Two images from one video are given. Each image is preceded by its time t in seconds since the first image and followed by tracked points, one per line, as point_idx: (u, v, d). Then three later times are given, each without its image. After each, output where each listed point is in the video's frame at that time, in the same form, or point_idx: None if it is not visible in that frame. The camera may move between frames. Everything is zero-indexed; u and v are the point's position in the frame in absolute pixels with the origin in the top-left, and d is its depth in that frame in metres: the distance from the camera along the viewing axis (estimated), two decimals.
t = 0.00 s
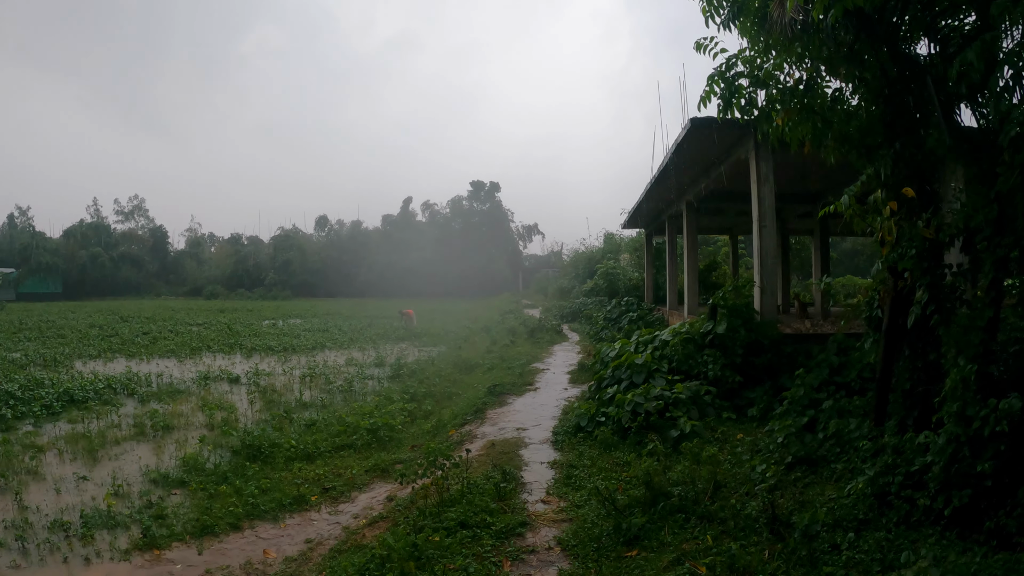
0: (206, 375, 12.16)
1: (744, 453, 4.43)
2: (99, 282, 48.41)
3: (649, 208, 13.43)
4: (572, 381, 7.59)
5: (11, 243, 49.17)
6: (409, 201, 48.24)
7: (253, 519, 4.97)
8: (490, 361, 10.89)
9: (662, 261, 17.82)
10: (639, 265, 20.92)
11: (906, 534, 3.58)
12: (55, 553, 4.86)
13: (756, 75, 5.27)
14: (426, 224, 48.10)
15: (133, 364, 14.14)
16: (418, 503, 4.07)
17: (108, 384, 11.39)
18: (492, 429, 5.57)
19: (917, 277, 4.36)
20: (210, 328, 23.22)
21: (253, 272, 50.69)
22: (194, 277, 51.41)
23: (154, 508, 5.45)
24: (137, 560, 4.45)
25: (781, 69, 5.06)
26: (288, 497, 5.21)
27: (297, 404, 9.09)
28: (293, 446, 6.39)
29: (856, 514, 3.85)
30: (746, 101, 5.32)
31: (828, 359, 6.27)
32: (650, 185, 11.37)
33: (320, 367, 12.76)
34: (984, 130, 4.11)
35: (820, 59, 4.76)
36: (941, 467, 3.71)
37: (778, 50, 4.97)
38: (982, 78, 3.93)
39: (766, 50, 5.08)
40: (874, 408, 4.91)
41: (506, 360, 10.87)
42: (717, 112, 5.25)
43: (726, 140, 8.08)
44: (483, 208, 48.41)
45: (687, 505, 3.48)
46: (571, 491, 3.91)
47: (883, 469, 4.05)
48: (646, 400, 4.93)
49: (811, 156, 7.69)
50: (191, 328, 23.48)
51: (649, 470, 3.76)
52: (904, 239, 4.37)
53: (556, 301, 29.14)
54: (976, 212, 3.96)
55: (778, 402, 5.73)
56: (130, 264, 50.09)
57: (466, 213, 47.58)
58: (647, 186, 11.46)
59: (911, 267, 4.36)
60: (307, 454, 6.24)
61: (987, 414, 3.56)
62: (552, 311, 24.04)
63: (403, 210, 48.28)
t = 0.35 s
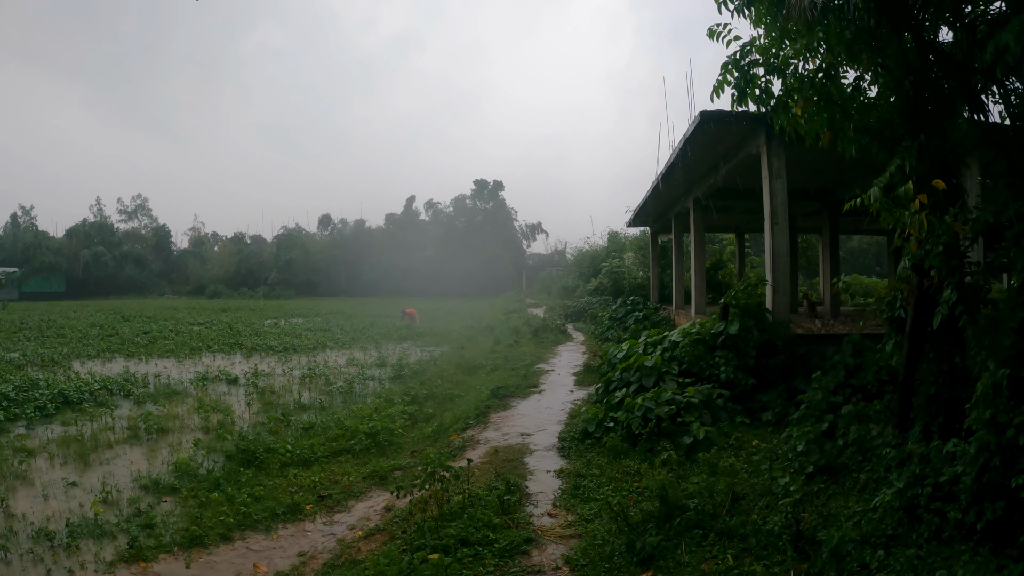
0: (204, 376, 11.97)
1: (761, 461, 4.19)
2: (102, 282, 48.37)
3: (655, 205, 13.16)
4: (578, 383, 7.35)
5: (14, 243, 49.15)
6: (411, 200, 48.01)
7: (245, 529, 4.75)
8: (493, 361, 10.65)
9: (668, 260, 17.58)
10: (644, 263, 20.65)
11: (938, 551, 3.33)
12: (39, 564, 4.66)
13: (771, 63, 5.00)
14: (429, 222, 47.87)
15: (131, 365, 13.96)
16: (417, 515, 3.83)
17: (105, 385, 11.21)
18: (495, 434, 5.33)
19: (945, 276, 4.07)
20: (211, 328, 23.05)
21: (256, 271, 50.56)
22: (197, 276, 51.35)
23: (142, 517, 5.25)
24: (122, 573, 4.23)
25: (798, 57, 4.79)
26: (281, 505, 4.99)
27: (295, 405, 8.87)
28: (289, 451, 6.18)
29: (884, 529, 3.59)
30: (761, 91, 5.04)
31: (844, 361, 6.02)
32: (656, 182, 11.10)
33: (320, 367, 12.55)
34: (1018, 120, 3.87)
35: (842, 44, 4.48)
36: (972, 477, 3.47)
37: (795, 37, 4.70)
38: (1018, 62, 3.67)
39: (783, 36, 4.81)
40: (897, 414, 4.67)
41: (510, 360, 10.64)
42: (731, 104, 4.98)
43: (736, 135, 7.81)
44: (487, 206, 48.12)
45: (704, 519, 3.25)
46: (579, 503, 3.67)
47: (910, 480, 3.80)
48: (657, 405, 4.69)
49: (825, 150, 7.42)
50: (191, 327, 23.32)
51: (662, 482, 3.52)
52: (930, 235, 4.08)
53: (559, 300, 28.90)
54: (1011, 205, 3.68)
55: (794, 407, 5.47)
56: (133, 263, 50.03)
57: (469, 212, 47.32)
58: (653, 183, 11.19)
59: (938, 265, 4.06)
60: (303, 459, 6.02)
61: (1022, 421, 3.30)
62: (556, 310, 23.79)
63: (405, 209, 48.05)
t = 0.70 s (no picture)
0: (203, 378, 11.80)
1: (780, 473, 3.96)
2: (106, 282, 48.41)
3: (662, 204, 12.92)
4: (585, 387, 7.13)
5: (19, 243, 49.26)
6: (415, 200, 47.80)
7: (237, 542, 4.55)
8: (498, 363, 10.44)
9: (675, 260, 17.35)
10: (649, 263, 20.42)
11: (973, 569, 3.03)
12: None
13: (788, 55, 4.79)
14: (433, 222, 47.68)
15: (131, 367, 13.82)
16: (417, 531, 3.62)
17: (103, 388, 11.06)
18: (499, 442, 5.12)
19: (973, 277, 3.79)
20: (214, 328, 22.93)
21: (259, 271, 50.50)
22: (201, 276, 51.35)
23: (133, 528, 5.08)
24: None
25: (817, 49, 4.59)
26: (276, 516, 4.79)
27: (295, 409, 8.68)
28: (286, 458, 5.99)
29: (913, 548, 3.28)
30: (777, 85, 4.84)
31: (861, 365, 5.79)
32: (664, 180, 10.86)
33: (321, 369, 12.36)
34: None
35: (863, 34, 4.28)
36: (1004, 492, 3.23)
37: (812, 26, 4.48)
38: None
39: (801, 27, 4.60)
40: (921, 423, 4.41)
41: (515, 362, 10.43)
42: (747, 97, 4.76)
43: (747, 131, 7.59)
44: (491, 206, 47.90)
45: (723, 538, 3.04)
46: (589, 519, 3.46)
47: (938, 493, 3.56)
48: (669, 412, 4.47)
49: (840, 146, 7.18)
50: (194, 328, 23.19)
51: (677, 498, 3.31)
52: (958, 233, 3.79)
53: (564, 300, 28.70)
54: None
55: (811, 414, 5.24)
56: (137, 264, 50.09)
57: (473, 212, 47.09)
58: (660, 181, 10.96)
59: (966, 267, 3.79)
60: (301, 466, 5.84)
61: None
62: (562, 311, 23.58)
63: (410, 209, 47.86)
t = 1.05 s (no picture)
0: (201, 378, 11.65)
1: (795, 481, 3.75)
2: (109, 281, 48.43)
3: (668, 202, 12.70)
4: (589, 388, 6.93)
5: (22, 242, 49.31)
6: (418, 199, 47.63)
7: (225, 550, 4.36)
8: (500, 363, 10.24)
9: (680, 258, 17.12)
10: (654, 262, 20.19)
11: None
12: None
13: (801, 42, 4.57)
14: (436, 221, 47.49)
15: (130, 367, 13.67)
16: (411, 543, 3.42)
17: (99, 388, 10.91)
18: (500, 446, 4.91)
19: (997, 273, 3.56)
20: (215, 327, 22.80)
21: (262, 270, 50.45)
22: (204, 275, 51.34)
23: (120, 535, 4.92)
24: None
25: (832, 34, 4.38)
26: (267, 523, 4.61)
27: (292, 410, 8.50)
28: (280, 462, 5.81)
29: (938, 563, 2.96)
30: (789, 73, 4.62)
31: (874, 365, 5.58)
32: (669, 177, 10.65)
33: (321, 368, 12.19)
34: None
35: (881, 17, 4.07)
36: None
37: (828, 10, 4.26)
38: None
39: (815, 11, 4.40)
40: (942, 427, 4.11)
41: (517, 362, 10.23)
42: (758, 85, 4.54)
43: (756, 125, 7.37)
44: (495, 205, 47.68)
45: (738, 552, 2.83)
46: (593, 531, 3.26)
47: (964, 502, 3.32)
48: (678, 415, 4.25)
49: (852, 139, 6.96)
50: (195, 327, 23.07)
51: (688, 509, 3.10)
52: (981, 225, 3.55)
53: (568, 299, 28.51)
54: None
55: (825, 417, 5.02)
56: (141, 264, 50.14)
57: (476, 211, 46.89)
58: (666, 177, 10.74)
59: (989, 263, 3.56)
60: (295, 470, 5.66)
61: None
62: (565, 310, 23.38)
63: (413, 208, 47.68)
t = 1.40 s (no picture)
0: (197, 379, 11.48)
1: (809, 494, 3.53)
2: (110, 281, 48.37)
3: (671, 200, 12.49)
4: (591, 391, 6.73)
5: (23, 242, 49.24)
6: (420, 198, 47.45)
7: (209, 562, 4.18)
8: (500, 365, 10.03)
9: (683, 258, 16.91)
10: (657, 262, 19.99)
11: None
12: None
13: (813, 31, 4.36)
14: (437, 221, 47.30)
15: (126, 368, 13.52)
16: (399, 560, 3.22)
17: (93, 390, 10.74)
18: (498, 454, 4.70)
19: None
20: (214, 327, 22.63)
21: (264, 270, 50.38)
22: (206, 275, 51.30)
23: (101, 544, 4.74)
24: None
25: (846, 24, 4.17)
26: (254, 533, 4.41)
27: (287, 413, 8.31)
28: (271, 469, 5.64)
29: None
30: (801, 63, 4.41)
31: (886, 369, 5.37)
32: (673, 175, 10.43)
33: (318, 370, 12.01)
34: None
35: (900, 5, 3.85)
36: None
37: None
38: None
39: None
40: (962, 438, 3.90)
41: (518, 364, 10.04)
42: (769, 76, 4.34)
43: (763, 122, 7.15)
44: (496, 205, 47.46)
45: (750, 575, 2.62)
46: (595, 548, 3.06)
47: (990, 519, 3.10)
48: (685, 423, 4.03)
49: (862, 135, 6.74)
50: (194, 327, 22.90)
51: (697, 527, 2.89)
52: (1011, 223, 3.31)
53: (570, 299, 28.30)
54: None
55: (837, 423, 4.79)
56: (143, 263, 50.10)
57: (478, 210, 46.68)
58: (669, 176, 10.52)
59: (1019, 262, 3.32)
60: (286, 478, 5.48)
61: None
62: (568, 310, 23.19)
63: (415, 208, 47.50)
